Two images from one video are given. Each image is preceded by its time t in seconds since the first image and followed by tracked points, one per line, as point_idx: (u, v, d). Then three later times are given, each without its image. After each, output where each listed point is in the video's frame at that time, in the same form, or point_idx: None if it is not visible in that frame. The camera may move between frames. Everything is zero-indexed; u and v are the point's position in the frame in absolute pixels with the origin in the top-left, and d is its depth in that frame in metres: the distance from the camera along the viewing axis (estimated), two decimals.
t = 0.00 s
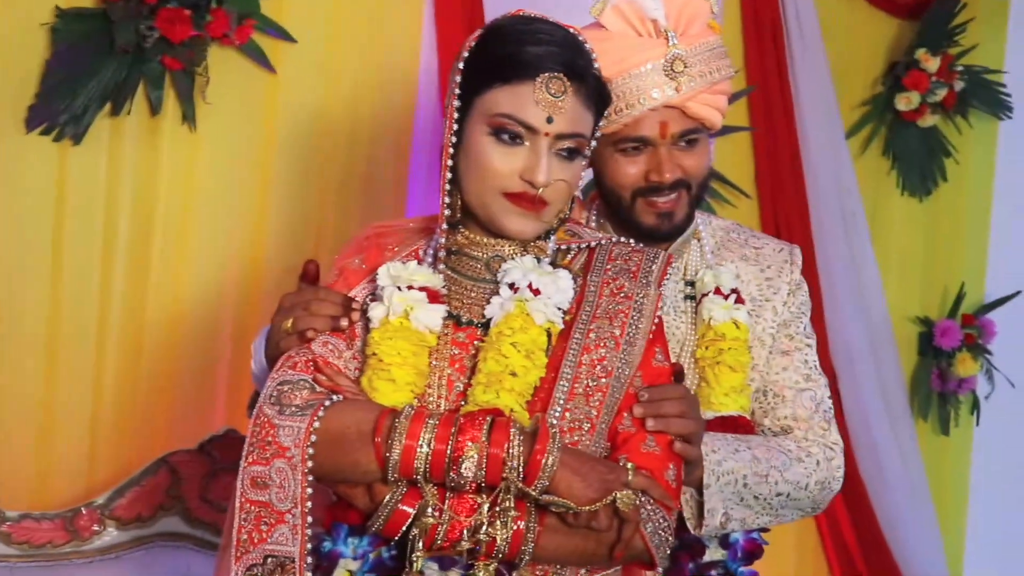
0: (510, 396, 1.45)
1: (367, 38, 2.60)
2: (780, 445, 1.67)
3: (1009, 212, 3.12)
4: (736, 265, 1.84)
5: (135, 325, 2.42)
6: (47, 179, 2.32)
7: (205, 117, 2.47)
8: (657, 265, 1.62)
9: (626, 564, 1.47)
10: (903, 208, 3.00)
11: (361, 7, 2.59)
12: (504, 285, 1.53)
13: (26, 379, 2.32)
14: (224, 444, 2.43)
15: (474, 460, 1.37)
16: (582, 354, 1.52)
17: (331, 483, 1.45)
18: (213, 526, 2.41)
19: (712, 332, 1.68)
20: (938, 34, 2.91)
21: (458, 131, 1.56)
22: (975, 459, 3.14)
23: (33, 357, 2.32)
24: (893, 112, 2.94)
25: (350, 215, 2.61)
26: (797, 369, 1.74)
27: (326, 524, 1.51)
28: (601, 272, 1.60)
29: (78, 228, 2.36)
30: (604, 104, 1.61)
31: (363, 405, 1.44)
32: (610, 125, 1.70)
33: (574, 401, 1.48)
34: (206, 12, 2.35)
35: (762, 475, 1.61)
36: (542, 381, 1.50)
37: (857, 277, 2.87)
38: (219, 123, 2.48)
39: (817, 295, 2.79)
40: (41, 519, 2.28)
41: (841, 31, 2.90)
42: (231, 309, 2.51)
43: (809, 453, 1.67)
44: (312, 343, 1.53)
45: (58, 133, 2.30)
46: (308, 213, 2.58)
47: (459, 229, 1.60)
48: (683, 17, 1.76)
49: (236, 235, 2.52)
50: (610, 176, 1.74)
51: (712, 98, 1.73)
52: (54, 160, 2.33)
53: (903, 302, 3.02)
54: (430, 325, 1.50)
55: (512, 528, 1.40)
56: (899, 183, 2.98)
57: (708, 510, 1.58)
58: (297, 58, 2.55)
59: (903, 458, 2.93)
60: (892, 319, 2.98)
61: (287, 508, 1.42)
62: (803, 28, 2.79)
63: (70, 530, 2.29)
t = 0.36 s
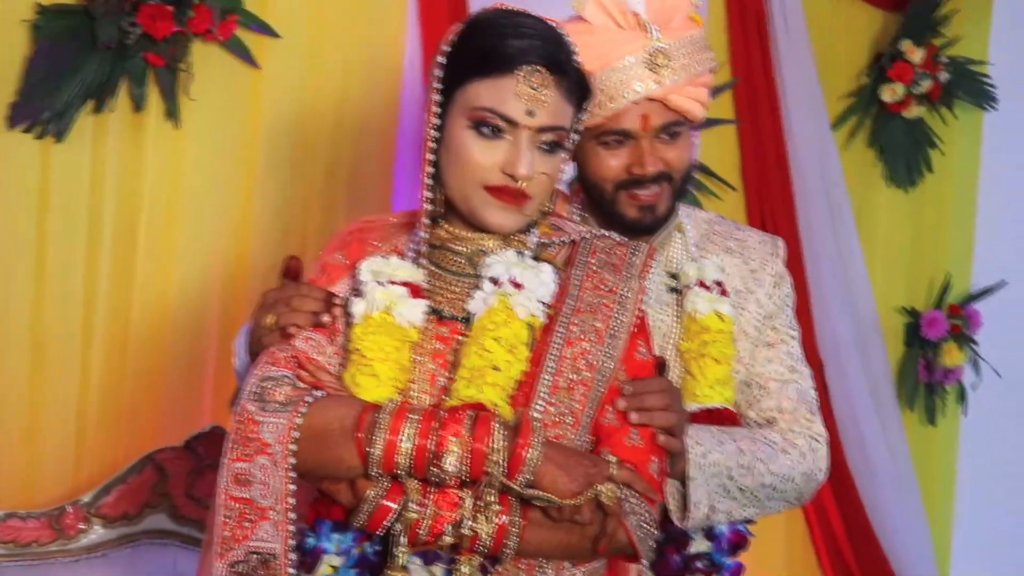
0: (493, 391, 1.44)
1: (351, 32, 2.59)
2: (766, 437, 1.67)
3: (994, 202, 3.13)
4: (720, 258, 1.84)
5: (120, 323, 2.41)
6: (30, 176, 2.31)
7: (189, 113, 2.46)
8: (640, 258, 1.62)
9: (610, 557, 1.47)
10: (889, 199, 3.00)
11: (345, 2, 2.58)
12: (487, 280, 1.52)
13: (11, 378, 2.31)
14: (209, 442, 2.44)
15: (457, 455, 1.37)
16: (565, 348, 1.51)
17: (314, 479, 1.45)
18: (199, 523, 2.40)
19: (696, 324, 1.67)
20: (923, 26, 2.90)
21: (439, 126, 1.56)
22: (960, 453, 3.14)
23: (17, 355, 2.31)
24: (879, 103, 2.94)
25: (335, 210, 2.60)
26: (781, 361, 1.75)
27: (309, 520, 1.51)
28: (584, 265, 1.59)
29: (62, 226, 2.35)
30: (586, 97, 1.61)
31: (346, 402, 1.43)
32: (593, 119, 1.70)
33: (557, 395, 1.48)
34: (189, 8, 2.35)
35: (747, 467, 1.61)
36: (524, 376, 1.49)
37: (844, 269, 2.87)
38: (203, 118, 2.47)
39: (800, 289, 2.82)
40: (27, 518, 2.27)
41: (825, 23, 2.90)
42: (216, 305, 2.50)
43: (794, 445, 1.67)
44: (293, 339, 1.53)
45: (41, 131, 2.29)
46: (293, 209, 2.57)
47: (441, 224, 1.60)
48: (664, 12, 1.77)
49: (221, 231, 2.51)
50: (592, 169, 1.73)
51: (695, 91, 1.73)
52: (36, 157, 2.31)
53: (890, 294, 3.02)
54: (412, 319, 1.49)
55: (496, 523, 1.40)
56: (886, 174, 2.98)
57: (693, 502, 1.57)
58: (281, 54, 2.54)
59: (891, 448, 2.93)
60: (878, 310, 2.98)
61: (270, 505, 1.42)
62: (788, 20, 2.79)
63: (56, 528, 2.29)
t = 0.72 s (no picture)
0: (473, 383, 1.45)
1: (331, 25, 2.58)
2: (747, 426, 1.67)
3: (977, 188, 3.15)
4: (700, 249, 1.83)
5: (104, 319, 2.40)
6: (10, 174, 2.31)
7: (170, 109, 2.44)
8: (620, 250, 1.61)
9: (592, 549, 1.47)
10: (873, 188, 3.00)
11: None
12: (466, 273, 1.52)
13: None
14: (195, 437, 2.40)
15: (437, 449, 1.37)
16: (546, 340, 1.51)
17: (294, 475, 1.44)
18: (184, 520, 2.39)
19: (677, 315, 1.67)
20: (904, 14, 2.91)
21: (416, 120, 1.55)
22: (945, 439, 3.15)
23: None
24: (861, 92, 2.94)
25: (316, 204, 2.58)
26: (762, 350, 1.73)
27: (291, 516, 1.51)
28: (563, 257, 1.59)
29: (42, 224, 2.34)
30: (563, 88, 1.60)
31: (326, 397, 1.43)
32: (571, 110, 1.69)
33: (537, 388, 1.47)
34: (167, 3, 2.34)
35: (728, 457, 1.61)
36: (505, 368, 1.50)
37: (827, 258, 2.88)
38: (184, 114, 2.46)
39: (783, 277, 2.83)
40: (11, 518, 2.27)
41: (806, 13, 2.91)
42: (199, 302, 2.49)
43: (776, 434, 1.67)
44: (273, 335, 1.52)
45: (20, 128, 2.28)
46: (275, 205, 2.55)
47: (419, 217, 1.59)
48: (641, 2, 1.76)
49: (203, 228, 2.49)
50: (571, 160, 1.72)
51: (672, 81, 1.72)
52: (16, 155, 2.31)
53: (874, 282, 3.02)
54: (391, 314, 1.49)
55: (477, 516, 1.40)
56: (869, 162, 2.98)
57: (675, 493, 1.58)
58: (261, 48, 2.52)
59: (878, 436, 2.92)
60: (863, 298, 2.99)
61: (250, 502, 1.41)
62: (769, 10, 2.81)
63: (41, 528, 2.28)
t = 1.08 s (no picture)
0: (452, 382, 1.44)
1: (310, 21, 2.56)
2: (728, 420, 1.67)
3: (960, 176, 3.15)
4: (679, 242, 1.83)
5: (86, 320, 2.40)
6: None
7: (149, 110, 2.44)
8: (598, 245, 1.61)
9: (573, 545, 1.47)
10: (854, 178, 3.01)
11: None
12: (444, 271, 1.51)
13: None
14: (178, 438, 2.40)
15: (417, 448, 1.36)
16: (525, 337, 1.50)
17: (275, 477, 1.43)
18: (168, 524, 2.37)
19: (657, 310, 1.67)
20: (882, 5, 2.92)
21: (392, 117, 1.54)
22: (931, 428, 3.16)
23: None
24: (842, 83, 2.94)
25: (298, 202, 2.56)
26: (743, 344, 1.74)
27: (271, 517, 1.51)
28: (542, 254, 1.59)
29: (21, 225, 2.34)
30: (539, 85, 1.59)
31: (305, 398, 1.42)
32: (547, 105, 1.69)
33: (517, 385, 1.47)
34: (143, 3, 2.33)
35: (710, 451, 1.62)
36: (484, 366, 1.49)
37: (810, 249, 2.88)
38: (163, 114, 2.45)
39: (765, 269, 2.82)
40: None
41: (785, 6, 2.91)
42: (181, 303, 2.47)
43: (757, 427, 1.67)
44: (251, 336, 1.51)
45: None
46: (258, 205, 2.53)
47: (397, 215, 1.59)
48: None
49: (185, 228, 2.48)
50: (550, 157, 1.72)
51: (649, 76, 1.71)
52: None
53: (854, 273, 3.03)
54: (370, 312, 1.49)
55: (458, 515, 1.39)
56: (850, 153, 2.98)
57: (658, 488, 1.57)
58: (239, 47, 2.51)
59: (865, 427, 2.92)
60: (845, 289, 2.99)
61: (231, 504, 1.41)
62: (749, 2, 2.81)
63: (24, 532, 2.28)
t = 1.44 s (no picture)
0: (433, 388, 1.44)
1: (291, 27, 2.55)
2: (710, 420, 1.67)
3: (941, 170, 3.16)
4: (659, 244, 1.83)
5: (69, 332, 2.39)
6: None
7: (129, 118, 2.43)
8: (577, 248, 1.60)
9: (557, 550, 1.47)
10: (837, 175, 3.02)
11: None
12: (423, 277, 1.52)
13: None
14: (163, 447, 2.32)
15: (398, 455, 1.36)
16: (505, 342, 1.50)
17: (256, 486, 1.43)
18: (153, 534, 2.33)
19: (637, 311, 1.68)
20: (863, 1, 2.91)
21: (368, 123, 1.53)
22: (916, 422, 3.16)
23: None
24: (822, 80, 2.95)
25: (282, 208, 2.55)
26: (724, 344, 1.74)
27: (253, 526, 1.49)
28: (521, 258, 1.58)
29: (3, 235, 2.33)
30: (515, 88, 1.59)
31: (286, 406, 1.41)
32: (523, 109, 1.69)
33: (498, 390, 1.47)
34: (122, 11, 2.32)
35: (693, 452, 1.62)
36: (466, 370, 1.49)
37: (793, 246, 2.88)
38: (143, 121, 2.44)
39: (750, 270, 2.79)
40: None
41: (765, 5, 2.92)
42: (166, 310, 2.46)
43: (740, 428, 1.67)
44: (230, 345, 1.50)
45: None
46: (241, 211, 2.52)
47: (374, 222, 1.58)
48: None
49: (167, 235, 2.47)
50: (527, 160, 1.72)
51: (625, 77, 1.72)
52: None
53: (837, 269, 3.04)
54: (350, 319, 1.49)
55: (441, 522, 1.39)
56: (831, 149, 2.99)
57: (641, 490, 1.57)
58: (219, 53, 2.50)
59: (852, 423, 2.93)
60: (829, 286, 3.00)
61: (212, 515, 1.40)
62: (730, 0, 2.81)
63: (10, 545, 2.27)
